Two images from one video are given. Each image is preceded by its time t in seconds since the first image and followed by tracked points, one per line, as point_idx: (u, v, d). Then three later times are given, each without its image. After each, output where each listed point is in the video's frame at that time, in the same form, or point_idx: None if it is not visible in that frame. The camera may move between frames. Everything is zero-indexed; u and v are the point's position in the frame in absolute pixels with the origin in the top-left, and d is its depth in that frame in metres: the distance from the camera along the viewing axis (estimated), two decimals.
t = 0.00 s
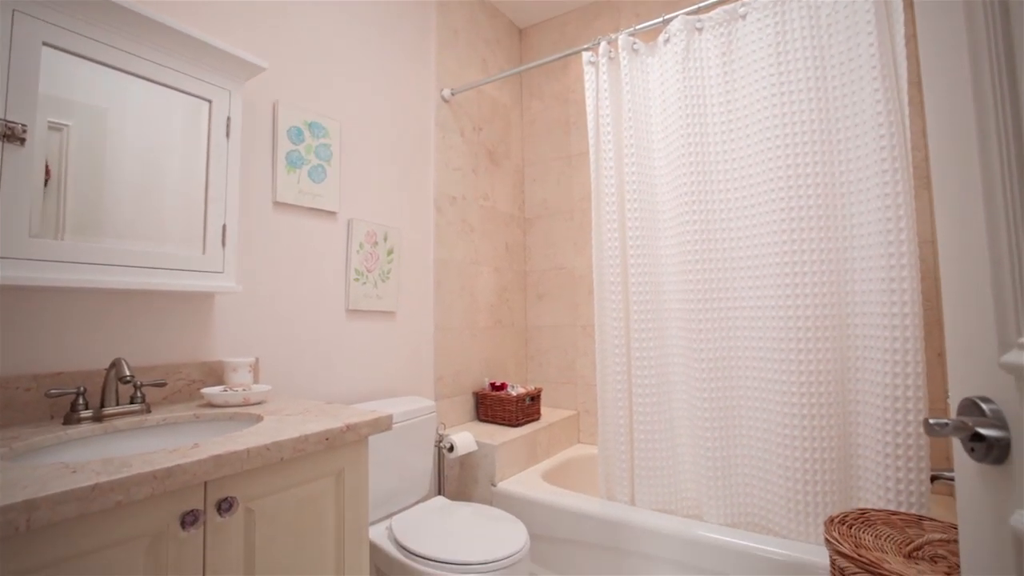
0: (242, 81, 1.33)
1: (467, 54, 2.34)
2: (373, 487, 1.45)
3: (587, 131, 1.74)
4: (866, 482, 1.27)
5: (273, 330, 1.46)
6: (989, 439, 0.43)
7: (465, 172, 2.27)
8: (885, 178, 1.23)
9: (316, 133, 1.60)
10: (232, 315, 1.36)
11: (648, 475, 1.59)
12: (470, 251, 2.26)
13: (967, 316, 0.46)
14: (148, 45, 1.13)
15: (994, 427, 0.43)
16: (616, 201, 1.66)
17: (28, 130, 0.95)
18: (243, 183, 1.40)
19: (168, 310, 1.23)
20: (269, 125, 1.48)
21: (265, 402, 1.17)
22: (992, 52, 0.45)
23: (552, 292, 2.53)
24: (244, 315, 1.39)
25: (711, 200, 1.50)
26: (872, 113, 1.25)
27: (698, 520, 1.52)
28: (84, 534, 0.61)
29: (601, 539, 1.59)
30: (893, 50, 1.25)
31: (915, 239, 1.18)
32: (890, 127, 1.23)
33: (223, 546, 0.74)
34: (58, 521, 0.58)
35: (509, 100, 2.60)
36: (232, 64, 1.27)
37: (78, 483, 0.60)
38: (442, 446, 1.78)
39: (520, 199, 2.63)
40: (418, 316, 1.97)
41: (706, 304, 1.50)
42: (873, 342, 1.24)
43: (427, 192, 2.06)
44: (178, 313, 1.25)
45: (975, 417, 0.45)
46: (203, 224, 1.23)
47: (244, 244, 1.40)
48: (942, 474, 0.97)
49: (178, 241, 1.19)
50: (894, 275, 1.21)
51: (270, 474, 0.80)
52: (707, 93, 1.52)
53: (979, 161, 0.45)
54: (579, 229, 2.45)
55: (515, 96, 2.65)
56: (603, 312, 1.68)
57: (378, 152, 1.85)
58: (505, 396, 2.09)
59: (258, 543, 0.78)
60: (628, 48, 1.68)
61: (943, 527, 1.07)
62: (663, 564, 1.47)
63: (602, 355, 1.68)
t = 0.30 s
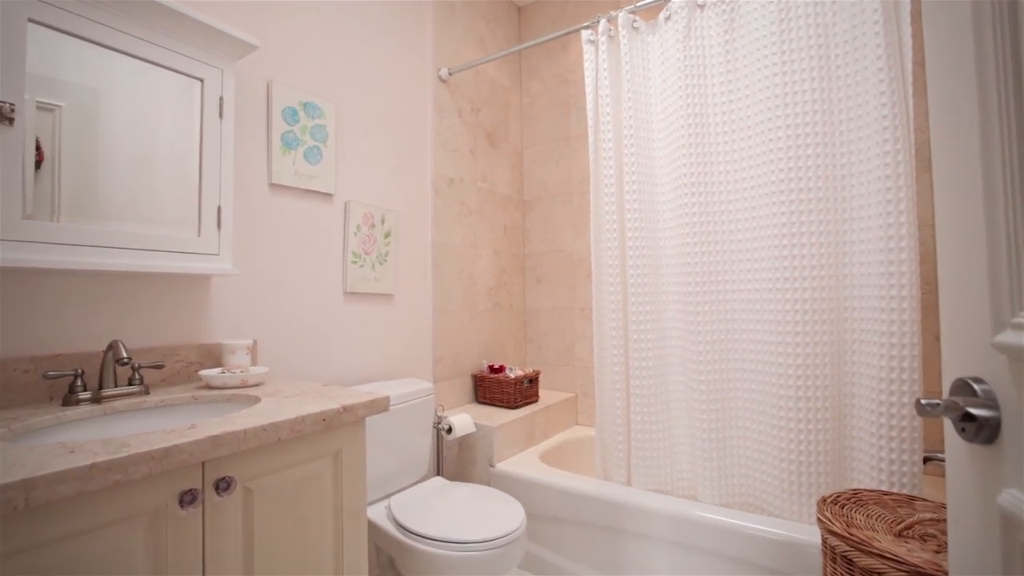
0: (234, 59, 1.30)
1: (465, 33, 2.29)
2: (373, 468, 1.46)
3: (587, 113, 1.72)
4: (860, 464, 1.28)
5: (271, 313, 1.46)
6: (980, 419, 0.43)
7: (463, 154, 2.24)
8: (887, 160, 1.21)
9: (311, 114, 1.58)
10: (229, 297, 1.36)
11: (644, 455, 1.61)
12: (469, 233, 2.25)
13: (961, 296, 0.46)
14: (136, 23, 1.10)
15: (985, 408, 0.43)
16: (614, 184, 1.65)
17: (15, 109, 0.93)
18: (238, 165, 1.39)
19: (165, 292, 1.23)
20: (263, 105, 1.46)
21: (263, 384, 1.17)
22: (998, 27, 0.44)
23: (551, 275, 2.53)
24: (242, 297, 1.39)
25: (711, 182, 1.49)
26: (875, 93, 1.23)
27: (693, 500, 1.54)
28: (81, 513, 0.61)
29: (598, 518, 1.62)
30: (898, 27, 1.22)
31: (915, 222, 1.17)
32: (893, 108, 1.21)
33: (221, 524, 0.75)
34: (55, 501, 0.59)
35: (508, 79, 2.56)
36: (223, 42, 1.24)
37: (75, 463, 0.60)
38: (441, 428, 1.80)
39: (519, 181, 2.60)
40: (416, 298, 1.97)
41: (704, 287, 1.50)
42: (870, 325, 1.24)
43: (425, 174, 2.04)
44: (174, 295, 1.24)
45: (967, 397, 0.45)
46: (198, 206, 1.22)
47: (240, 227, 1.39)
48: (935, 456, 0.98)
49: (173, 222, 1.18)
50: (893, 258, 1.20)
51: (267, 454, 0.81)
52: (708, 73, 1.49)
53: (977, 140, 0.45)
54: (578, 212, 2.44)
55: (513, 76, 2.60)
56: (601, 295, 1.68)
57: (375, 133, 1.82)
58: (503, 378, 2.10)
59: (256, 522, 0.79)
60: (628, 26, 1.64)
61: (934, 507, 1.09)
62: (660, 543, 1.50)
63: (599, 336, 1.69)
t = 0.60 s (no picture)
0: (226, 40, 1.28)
1: (462, 13, 2.25)
2: (371, 451, 1.48)
3: (585, 96, 1.70)
4: (854, 447, 1.29)
5: (267, 298, 1.46)
6: (970, 401, 0.43)
7: (461, 138, 2.22)
8: (888, 143, 1.19)
9: (306, 97, 1.56)
10: (226, 282, 1.35)
11: (641, 439, 1.63)
12: (467, 218, 2.24)
13: (957, 279, 0.46)
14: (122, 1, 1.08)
15: (976, 390, 0.43)
16: (613, 167, 1.64)
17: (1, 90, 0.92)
18: (232, 148, 1.37)
19: (161, 277, 1.22)
20: (257, 87, 1.44)
21: (260, 368, 1.17)
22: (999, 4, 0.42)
23: (550, 259, 2.52)
24: (238, 282, 1.38)
25: (710, 166, 1.47)
26: (877, 74, 1.21)
27: (689, 483, 1.56)
28: (79, 495, 0.62)
29: (594, 501, 1.64)
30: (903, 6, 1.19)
31: (915, 205, 1.16)
32: (895, 89, 1.19)
33: (220, 505, 0.76)
34: (52, 483, 0.59)
35: (507, 61, 2.52)
36: (214, 22, 1.22)
37: (71, 445, 0.61)
38: (439, 412, 1.81)
39: (517, 165, 2.58)
40: (414, 284, 1.97)
41: (701, 273, 1.49)
42: (867, 309, 1.24)
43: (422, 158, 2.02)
44: (171, 280, 1.24)
45: (958, 380, 0.45)
46: (192, 190, 1.21)
47: (235, 211, 1.38)
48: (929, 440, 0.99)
49: (168, 206, 1.17)
50: (892, 242, 1.20)
51: (264, 437, 0.81)
52: (709, 54, 1.46)
53: (976, 118, 0.44)
54: (577, 196, 2.42)
55: (512, 58, 2.56)
56: (599, 280, 1.68)
57: (371, 116, 1.80)
58: (501, 363, 2.11)
59: (255, 503, 0.80)
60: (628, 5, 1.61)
61: (926, 490, 1.10)
62: (655, 525, 1.52)
63: (597, 319, 1.70)
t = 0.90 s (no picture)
0: (217, 22, 1.25)
1: None
2: (369, 437, 1.49)
3: (583, 81, 1.68)
4: (849, 433, 1.30)
5: (264, 284, 1.45)
6: (959, 386, 0.43)
7: (459, 123, 2.20)
8: (888, 129, 1.18)
9: (300, 81, 1.54)
10: (221, 268, 1.35)
11: (638, 425, 1.64)
12: (465, 205, 2.23)
13: (952, 265, 0.45)
14: None
15: (965, 374, 0.43)
16: (610, 153, 1.62)
17: None
18: (226, 134, 1.36)
19: (156, 264, 1.22)
20: (250, 71, 1.42)
21: (257, 355, 1.18)
22: None
23: (548, 246, 2.51)
24: (234, 268, 1.38)
25: (708, 153, 1.46)
26: (879, 58, 1.19)
27: (684, 468, 1.57)
28: (75, 480, 0.62)
29: (590, 486, 1.66)
30: None
31: (914, 192, 1.15)
32: (896, 73, 1.17)
33: (216, 490, 0.76)
34: (47, 468, 0.60)
35: (505, 45, 2.48)
36: (204, 3, 1.19)
37: (65, 431, 0.61)
38: (437, 398, 1.82)
39: (516, 151, 2.56)
40: (411, 270, 1.96)
41: (699, 260, 1.49)
42: (864, 296, 1.24)
43: (419, 144, 2.00)
44: (166, 267, 1.24)
45: (949, 365, 0.45)
46: (185, 176, 1.20)
47: (230, 197, 1.37)
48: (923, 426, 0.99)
49: (161, 192, 1.16)
50: (890, 229, 1.19)
51: (260, 423, 0.82)
52: (708, 38, 1.44)
53: (973, 100, 0.43)
54: (575, 182, 2.41)
55: (510, 42, 2.52)
56: (596, 267, 1.68)
57: (367, 100, 1.77)
58: (499, 350, 2.11)
59: (251, 488, 0.81)
60: None
61: (919, 475, 1.11)
62: (651, 509, 1.54)
63: (595, 305, 1.70)
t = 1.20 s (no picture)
0: (209, 9, 1.24)
1: None
2: (366, 427, 1.50)
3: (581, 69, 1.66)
4: (844, 423, 1.30)
5: (260, 275, 1.45)
6: (950, 374, 0.43)
7: (456, 112, 2.18)
8: (888, 117, 1.17)
9: (296, 69, 1.52)
10: (217, 258, 1.35)
11: (635, 414, 1.65)
12: (462, 195, 2.22)
13: (946, 254, 0.45)
14: None
15: (956, 363, 0.43)
16: (608, 142, 1.61)
17: None
18: (220, 123, 1.35)
19: (151, 253, 1.21)
20: (244, 59, 1.40)
21: (253, 345, 1.18)
22: None
23: (546, 237, 2.50)
24: (230, 258, 1.37)
25: (706, 142, 1.45)
26: (880, 45, 1.17)
27: (681, 458, 1.58)
28: (71, 468, 0.63)
29: (588, 475, 1.67)
30: None
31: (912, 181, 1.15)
32: (897, 60, 1.15)
33: (212, 479, 0.77)
34: (42, 456, 0.60)
35: (503, 32, 2.46)
36: None
37: (60, 420, 0.61)
38: (435, 388, 1.83)
39: (514, 141, 2.54)
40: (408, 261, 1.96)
41: (696, 250, 1.48)
42: (861, 286, 1.24)
43: (417, 133, 1.99)
44: (161, 257, 1.23)
45: (941, 353, 0.45)
46: (180, 165, 1.19)
47: (225, 187, 1.36)
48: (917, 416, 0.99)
49: (156, 181, 1.15)
50: (889, 218, 1.18)
51: (255, 412, 0.82)
52: (707, 25, 1.42)
53: (970, 87, 0.42)
54: (573, 172, 2.39)
55: (508, 29, 2.49)
56: (594, 257, 1.67)
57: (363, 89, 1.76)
58: (496, 340, 2.12)
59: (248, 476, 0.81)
60: None
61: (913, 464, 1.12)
62: (647, 497, 1.56)
63: (592, 296, 1.69)
